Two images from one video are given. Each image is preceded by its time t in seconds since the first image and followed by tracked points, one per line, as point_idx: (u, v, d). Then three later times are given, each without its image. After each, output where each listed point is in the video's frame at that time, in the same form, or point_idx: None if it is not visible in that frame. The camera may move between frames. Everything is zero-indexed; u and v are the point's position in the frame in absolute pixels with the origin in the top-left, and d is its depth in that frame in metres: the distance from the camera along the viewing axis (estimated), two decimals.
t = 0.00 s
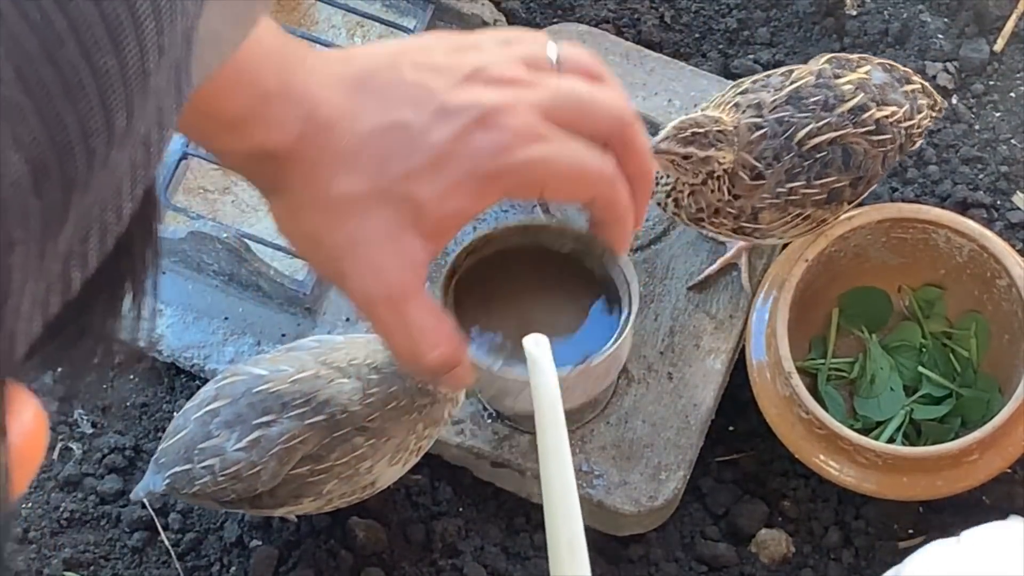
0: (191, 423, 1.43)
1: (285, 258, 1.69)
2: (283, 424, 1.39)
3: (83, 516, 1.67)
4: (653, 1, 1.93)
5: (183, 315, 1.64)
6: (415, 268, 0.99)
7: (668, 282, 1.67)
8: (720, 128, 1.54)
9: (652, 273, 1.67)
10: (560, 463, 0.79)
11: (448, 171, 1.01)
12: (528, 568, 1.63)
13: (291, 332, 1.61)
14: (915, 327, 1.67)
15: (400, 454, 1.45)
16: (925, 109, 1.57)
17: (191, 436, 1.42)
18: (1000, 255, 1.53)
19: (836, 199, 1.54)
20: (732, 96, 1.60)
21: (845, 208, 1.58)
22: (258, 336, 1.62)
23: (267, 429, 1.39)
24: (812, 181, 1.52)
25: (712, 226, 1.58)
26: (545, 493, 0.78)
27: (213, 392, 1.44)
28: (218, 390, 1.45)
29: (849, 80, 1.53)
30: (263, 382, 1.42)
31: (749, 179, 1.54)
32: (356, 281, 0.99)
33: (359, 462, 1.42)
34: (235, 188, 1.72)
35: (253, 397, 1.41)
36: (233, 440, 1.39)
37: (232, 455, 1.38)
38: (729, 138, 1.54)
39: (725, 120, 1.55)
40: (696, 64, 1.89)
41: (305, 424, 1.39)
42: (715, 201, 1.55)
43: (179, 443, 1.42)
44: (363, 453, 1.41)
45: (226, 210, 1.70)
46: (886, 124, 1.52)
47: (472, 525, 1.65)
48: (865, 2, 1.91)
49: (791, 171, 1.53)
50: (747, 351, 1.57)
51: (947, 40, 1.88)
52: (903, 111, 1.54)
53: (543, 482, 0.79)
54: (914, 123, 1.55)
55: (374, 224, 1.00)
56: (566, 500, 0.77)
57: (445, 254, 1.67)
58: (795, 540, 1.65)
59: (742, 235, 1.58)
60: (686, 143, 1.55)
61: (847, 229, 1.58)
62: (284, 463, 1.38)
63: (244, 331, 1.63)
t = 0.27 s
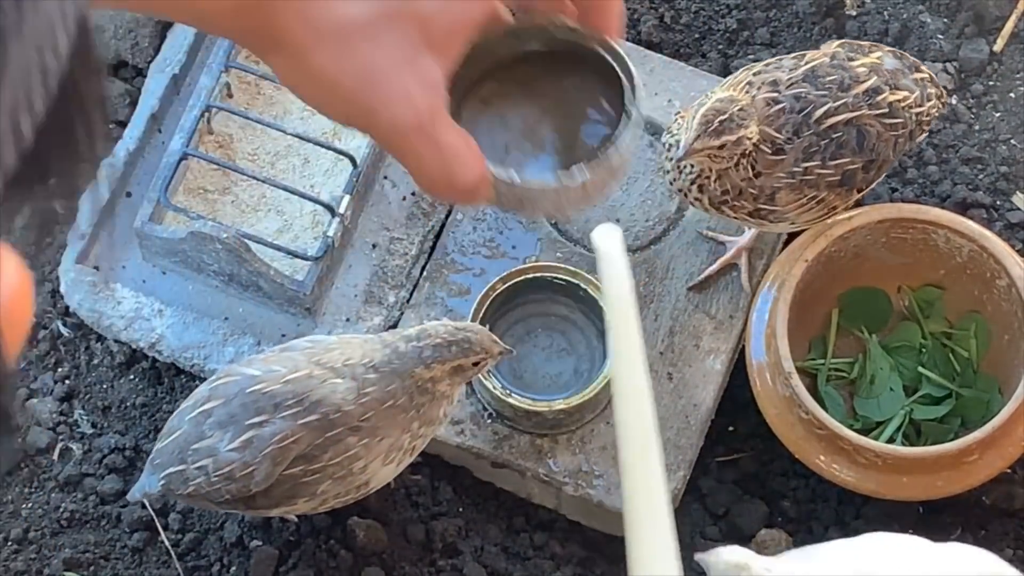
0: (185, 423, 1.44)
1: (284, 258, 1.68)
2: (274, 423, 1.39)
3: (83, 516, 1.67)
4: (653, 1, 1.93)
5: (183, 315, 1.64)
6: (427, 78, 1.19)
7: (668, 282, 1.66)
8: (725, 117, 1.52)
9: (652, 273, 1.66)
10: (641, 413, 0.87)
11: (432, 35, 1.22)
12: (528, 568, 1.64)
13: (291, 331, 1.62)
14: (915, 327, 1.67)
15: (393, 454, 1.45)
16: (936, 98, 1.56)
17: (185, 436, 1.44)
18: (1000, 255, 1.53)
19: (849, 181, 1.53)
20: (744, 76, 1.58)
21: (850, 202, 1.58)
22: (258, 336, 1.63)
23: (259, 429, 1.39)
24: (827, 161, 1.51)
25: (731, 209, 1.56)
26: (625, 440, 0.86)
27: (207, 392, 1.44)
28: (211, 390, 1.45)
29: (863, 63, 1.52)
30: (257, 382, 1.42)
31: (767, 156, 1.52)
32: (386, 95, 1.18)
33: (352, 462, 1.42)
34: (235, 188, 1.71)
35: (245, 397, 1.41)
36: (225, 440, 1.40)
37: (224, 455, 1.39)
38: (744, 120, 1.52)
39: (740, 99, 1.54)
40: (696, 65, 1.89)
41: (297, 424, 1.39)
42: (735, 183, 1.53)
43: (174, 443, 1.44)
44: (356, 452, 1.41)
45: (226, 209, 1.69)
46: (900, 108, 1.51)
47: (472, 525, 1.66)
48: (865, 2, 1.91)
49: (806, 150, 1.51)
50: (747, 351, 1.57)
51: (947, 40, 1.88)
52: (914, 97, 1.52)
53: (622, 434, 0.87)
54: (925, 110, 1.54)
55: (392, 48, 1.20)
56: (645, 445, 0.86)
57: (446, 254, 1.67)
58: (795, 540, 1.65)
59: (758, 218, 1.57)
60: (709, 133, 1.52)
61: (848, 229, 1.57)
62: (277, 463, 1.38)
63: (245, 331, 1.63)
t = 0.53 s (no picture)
0: (168, 435, 1.44)
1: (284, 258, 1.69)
2: (251, 439, 1.39)
3: (83, 516, 1.67)
4: (653, 1, 1.92)
5: (183, 315, 1.64)
6: None
7: (668, 282, 1.66)
8: (716, 130, 1.51)
9: (652, 273, 1.66)
10: (738, 403, 0.97)
11: None
12: (528, 568, 1.64)
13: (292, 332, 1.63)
14: (915, 327, 1.67)
15: (373, 467, 1.45)
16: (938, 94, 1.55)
17: (167, 449, 1.43)
18: (1000, 255, 1.53)
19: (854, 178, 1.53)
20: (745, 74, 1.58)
21: (853, 202, 1.58)
22: (258, 336, 1.63)
23: (236, 444, 1.39)
24: (831, 158, 1.51)
25: (737, 213, 1.58)
26: (728, 428, 0.96)
27: (188, 405, 1.44)
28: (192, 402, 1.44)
29: (867, 61, 1.52)
30: (236, 397, 1.41)
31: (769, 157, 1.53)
32: None
33: (330, 476, 1.42)
34: (235, 188, 1.70)
35: (222, 412, 1.41)
36: (205, 454, 1.40)
37: (204, 470, 1.39)
38: (731, 132, 1.52)
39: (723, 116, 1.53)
40: (696, 65, 1.89)
41: (274, 439, 1.39)
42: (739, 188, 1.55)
43: (158, 455, 1.44)
44: (334, 466, 1.41)
45: (226, 209, 1.69)
46: (903, 105, 1.51)
47: (472, 525, 1.66)
48: (865, 2, 1.91)
49: (808, 149, 1.51)
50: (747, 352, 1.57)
51: (947, 40, 1.88)
52: (917, 94, 1.52)
53: (725, 424, 0.96)
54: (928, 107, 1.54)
55: None
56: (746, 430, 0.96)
57: (446, 254, 1.67)
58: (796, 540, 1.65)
59: (766, 219, 1.58)
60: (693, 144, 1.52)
61: (847, 229, 1.57)
62: (255, 478, 1.38)
63: (244, 331, 1.63)
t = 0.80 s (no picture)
0: (191, 411, 1.45)
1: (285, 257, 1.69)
2: (269, 417, 1.40)
3: (83, 516, 1.67)
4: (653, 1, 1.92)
5: (183, 315, 1.64)
6: None
7: (668, 282, 1.66)
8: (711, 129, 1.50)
9: (652, 272, 1.66)
10: (766, 359, 0.85)
11: None
12: (528, 568, 1.64)
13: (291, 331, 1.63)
14: (915, 327, 1.67)
15: (388, 462, 1.44)
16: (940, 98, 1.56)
17: (189, 424, 1.44)
18: (1001, 255, 1.53)
19: (853, 181, 1.52)
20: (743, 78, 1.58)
21: (853, 204, 1.58)
22: (257, 336, 1.63)
23: (254, 423, 1.40)
24: (832, 159, 1.50)
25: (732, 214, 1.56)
26: (754, 388, 0.85)
27: (213, 381, 1.45)
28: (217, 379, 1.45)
29: (870, 62, 1.53)
30: (254, 379, 1.42)
31: (763, 159, 1.50)
32: None
33: (343, 464, 1.42)
34: (235, 188, 1.70)
35: (245, 389, 1.41)
36: (223, 430, 1.41)
37: (222, 445, 1.40)
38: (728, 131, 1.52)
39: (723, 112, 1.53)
40: (696, 65, 1.89)
41: (288, 421, 1.40)
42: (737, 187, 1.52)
43: (180, 431, 1.45)
44: (347, 454, 1.41)
45: (226, 209, 1.69)
46: (906, 108, 1.51)
47: (472, 525, 1.65)
48: (865, 2, 1.91)
49: (807, 149, 1.49)
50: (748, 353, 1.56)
51: (947, 40, 1.88)
52: (921, 96, 1.53)
53: (752, 382, 0.85)
54: (930, 111, 1.55)
55: None
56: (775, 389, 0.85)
57: (446, 253, 1.67)
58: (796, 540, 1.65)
59: (764, 219, 1.56)
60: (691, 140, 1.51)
61: (847, 229, 1.58)
62: (270, 458, 1.39)
63: (244, 331, 1.63)
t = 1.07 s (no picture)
0: (191, 424, 1.46)
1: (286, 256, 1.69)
2: (256, 453, 1.40)
3: (83, 516, 1.67)
4: (653, 1, 1.92)
5: (183, 315, 1.64)
6: None
7: (668, 281, 1.66)
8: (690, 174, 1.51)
9: (652, 272, 1.66)
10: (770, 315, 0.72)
11: None
12: (527, 568, 1.64)
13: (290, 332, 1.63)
14: (915, 327, 1.67)
15: (376, 499, 1.43)
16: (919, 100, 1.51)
17: (188, 436, 1.46)
18: (1001, 255, 1.53)
19: (836, 205, 1.52)
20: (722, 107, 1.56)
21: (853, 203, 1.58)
22: (257, 336, 1.63)
23: (243, 453, 1.40)
24: (809, 190, 1.49)
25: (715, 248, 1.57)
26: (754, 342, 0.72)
27: (213, 400, 1.45)
28: (217, 398, 1.45)
29: (835, 84, 1.48)
30: (248, 408, 1.42)
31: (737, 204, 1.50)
32: None
33: (328, 501, 1.42)
34: (235, 187, 1.70)
35: (238, 419, 1.41)
36: (215, 454, 1.42)
37: (213, 469, 1.42)
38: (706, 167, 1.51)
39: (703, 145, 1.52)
40: (696, 65, 1.89)
41: (275, 457, 1.39)
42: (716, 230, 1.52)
43: (179, 441, 1.46)
44: (333, 493, 1.41)
45: (226, 209, 1.69)
46: (877, 124, 1.47)
47: (472, 525, 1.65)
48: (865, 2, 1.91)
49: (778, 187, 1.49)
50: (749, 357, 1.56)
51: (947, 40, 1.88)
52: (893, 108, 1.48)
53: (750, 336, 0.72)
54: (905, 118, 1.49)
55: None
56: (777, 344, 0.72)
57: (446, 253, 1.67)
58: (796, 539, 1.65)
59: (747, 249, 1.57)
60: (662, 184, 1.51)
61: (848, 229, 1.58)
62: (257, 488, 1.40)
63: (244, 331, 1.63)
